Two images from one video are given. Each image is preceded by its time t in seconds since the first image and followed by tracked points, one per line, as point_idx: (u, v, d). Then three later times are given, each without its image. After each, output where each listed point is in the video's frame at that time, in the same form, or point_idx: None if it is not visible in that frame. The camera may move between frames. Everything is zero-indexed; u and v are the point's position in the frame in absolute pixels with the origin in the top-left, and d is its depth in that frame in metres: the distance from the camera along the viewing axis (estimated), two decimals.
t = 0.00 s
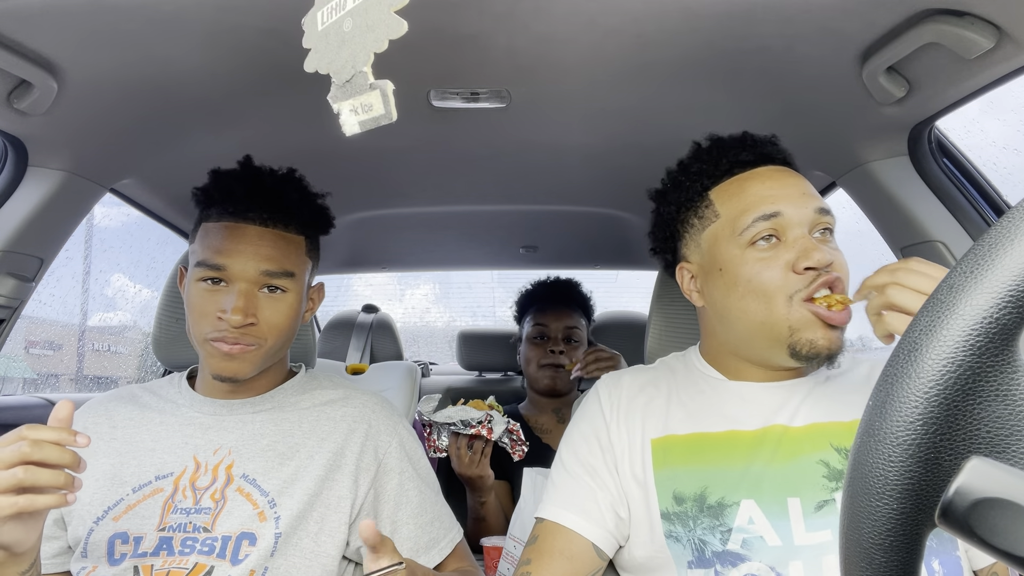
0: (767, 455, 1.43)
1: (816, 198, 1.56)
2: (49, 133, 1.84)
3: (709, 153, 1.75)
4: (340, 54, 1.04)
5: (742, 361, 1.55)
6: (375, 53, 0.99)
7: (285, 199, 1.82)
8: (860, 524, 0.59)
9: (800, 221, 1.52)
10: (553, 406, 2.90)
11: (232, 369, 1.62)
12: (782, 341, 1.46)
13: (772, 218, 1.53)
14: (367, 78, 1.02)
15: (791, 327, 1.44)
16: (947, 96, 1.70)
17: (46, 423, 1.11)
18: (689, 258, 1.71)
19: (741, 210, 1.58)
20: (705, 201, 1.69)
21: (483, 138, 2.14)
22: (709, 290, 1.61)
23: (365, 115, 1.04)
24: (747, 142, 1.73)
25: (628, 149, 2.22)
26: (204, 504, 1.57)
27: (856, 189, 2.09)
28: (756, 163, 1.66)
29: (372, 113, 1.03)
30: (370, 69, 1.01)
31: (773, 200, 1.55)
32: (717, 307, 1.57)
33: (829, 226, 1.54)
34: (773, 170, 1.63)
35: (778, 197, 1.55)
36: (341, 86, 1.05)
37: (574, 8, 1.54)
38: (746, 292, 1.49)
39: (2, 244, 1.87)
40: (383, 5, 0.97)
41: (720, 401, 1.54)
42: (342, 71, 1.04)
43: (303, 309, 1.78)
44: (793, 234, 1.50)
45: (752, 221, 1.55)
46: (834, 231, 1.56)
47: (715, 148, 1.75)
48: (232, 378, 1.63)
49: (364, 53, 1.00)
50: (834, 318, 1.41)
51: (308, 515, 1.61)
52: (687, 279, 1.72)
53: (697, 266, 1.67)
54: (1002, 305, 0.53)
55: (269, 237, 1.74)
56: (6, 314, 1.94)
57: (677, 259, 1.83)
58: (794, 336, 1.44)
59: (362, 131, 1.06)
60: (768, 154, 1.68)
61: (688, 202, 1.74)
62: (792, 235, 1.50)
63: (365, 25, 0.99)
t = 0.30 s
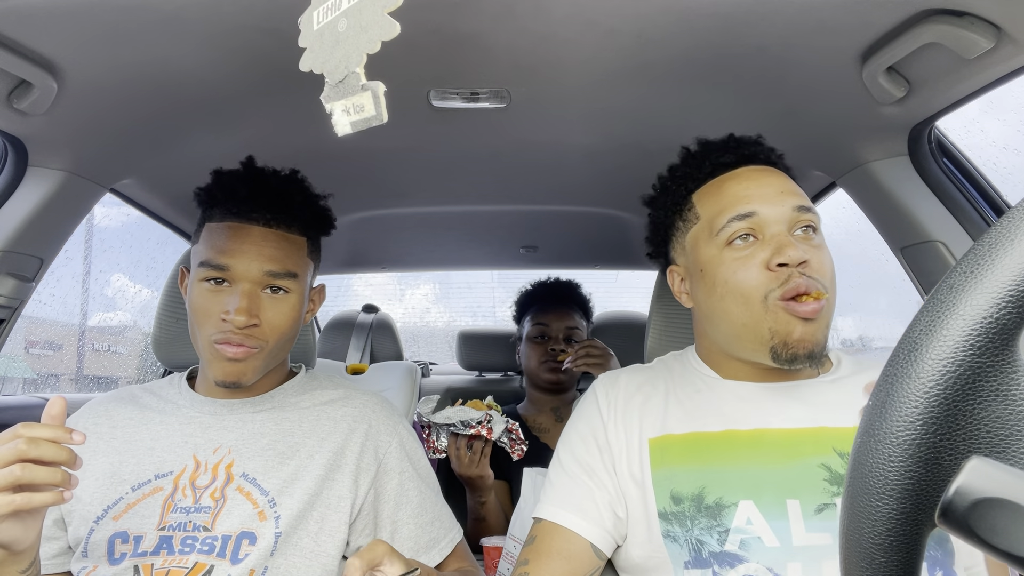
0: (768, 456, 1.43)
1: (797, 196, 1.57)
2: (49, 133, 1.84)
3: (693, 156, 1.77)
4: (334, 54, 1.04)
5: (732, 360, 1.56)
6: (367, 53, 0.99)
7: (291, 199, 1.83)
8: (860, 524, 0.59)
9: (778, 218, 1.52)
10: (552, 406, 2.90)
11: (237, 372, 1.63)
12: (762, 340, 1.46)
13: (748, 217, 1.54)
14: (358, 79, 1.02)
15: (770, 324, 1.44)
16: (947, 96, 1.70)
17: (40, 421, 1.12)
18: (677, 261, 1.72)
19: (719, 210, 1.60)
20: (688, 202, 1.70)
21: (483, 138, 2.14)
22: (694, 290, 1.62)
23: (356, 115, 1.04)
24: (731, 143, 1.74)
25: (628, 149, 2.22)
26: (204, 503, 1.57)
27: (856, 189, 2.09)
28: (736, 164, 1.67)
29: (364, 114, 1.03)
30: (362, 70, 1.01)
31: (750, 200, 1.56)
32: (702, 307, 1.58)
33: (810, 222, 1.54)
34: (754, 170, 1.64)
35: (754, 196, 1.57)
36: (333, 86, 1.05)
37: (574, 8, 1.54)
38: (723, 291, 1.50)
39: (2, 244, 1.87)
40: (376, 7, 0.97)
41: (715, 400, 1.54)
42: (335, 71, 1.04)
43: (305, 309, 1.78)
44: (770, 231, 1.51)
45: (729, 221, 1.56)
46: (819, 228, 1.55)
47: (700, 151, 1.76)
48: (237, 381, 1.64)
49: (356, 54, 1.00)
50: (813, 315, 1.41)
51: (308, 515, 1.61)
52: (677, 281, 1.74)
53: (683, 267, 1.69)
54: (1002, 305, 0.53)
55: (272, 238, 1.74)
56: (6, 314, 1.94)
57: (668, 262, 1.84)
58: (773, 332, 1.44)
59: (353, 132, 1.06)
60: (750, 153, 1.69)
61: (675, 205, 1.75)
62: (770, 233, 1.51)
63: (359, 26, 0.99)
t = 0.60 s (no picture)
0: (765, 455, 1.43)
1: (792, 195, 1.56)
2: (49, 133, 1.84)
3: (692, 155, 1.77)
4: (344, 56, 1.04)
5: (730, 358, 1.56)
6: (380, 54, 0.99)
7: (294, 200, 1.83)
8: (860, 524, 0.59)
9: (773, 218, 1.52)
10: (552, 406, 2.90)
11: (258, 382, 1.64)
12: (756, 334, 1.46)
13: (742, 216, 1.54)
14: (373, 81, 1.01)
15: (763, 321, 1.44)
16: (947, 96, 1.70)
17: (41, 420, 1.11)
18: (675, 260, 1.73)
19: (714, 209, 1.60)
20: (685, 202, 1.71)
21: (483, 138, 2.14)
22: (691, 289, 1.62)
23: (371, 116, 1.04)
24: (730, 143, 1.74)
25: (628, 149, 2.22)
26: (204, 502, 1.57)
27: (856, 188, 2.09)
28: (732, 163, 1.67)
29: (379, 115, 1.03)
30: (374, 71, 1.01)
31: (744, 199, 1.57)
32: (699, 307, 1.58)
33: (806, 223, 1.53)
34: (749, 170, 1.64)
35: (748, 195, 1.57)
36: (345, 88, 1.05)
37: (574, 8, 1.54)
38: (718, 291, 1.50)
39: (2, 244, 1.87)
40: (387, 8, 0.97)
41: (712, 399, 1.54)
42: (347, 73, 1.04)
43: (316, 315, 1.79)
44: (765, 231, 1.51)
45: (723, 220, 1.56)
46: (815, 226, 1.55)
47: (699, 150, 1.76)
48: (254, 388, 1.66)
49: (368, 54, 1.00)
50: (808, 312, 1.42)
51: (307, 514, 1.61)
52: (675, 280, 1.74)
53: (680, 267, 1.69)
54: (1003, 305, 0.53)
55: (292, 250, 1.73)
56: (6, 314, 1.94)
57: (667, 262, 1.84)
58: (767, 329, 1.44)
59: (366, 132, 1.07)
60: (746, 152, 1.69)
61: (673, 206, 1.75)
62: (765, 232, 1.51)
63: (369, 27, 0.99)
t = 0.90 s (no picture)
0: (767, 455, 1.43)
1: (782, 195, 1.57)
2: (49, 133, 1.84)
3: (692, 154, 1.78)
4: (331, 52, 1.04)
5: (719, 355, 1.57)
6: (365, 53, 1.00)
7: (298, 199, 1.82)
8: (860, 524, 0.59)
9: (758, 218, 1.54)
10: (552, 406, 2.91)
11: (279, 387, 1.64)
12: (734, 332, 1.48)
13: (727, 215, 1.56)
14: (356, 78, 1.02)
15: (740, 319, 1.46)
16: (947, 96, 1.70)
17: (51, 427, 1.11)
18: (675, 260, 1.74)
19: (702, 208, 1.62)
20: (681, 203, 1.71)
21: (482, 138, 2.14)
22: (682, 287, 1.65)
23: (353, 114, 1.04)
24: (729, 143, 1.74)
25: (628, 149, 2.22)
26: (206, 502, 1.57)
27: (856, 189, 2.09)
28: (729, 164, 1.68)
29: (361, 113, 1.04)
30: (359, 69, 1.01)
31: (729, 199, 1.58)
32: (688, 304, 1.60)
33: (795, 223, 1.53)
34: (744, 169, 1.65)
35: (734, 195, 1.59)
36: (330, 84, 1.05)
37: (573, 8, 1.54)
38: (701, 289, 1.53)
39: (2, 244, 1.87)
40: (375, 7, 0.97)
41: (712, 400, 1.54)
42: (332, 70, 1.04)
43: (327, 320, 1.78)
44: (749, 230, 1.53)
45: (707, 219, 1.58)
46: (806, 225, 1.55)
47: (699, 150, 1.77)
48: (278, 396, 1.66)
49: (353, 52, 1.00)
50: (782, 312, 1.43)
51: (308, 515, 1.61)
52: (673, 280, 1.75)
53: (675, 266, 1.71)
54: (1002, 306, 0.53)
55: (306, 258, 1.72)
56: (6, 314, 1.94)
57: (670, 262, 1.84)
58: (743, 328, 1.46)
59: (349, 131, 1.07)
60: (745, 151, 1.70)
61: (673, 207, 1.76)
62: (749, 232, 1.53)
63: (358, 25, 0.99)
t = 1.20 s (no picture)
0: (766, 454, 1.43)
1: (781, 192, 1.58)
2: (50, 133, 1.84)
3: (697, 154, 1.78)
4: (340, 54, 1.04)
5: (718, 352, 1.58)
6: (377, 53, 1.00)
7: (299, 202, 1.81)
8: (860, 524, 0.59)
9: (755, 214, 1.55)
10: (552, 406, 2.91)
11: (273, 392, 1.63)
12: (730, 326, 1.49)
13: (725, 211, 1.57)
14: (368, 79, 1.02)
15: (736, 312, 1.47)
16: (947, 96, 1.70)
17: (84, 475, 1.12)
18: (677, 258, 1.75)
19: (701, 205, 1.63)
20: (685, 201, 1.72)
21: (483, 138, 2.14)
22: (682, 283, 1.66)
23: (366, 114, 1.05)
24: (735, 143, 1.74)
25: (628, 149, 2.22)
26: (201, 501, 1.56)
27: (856, 189, 2.09)
28: (733, 163, 1.68)
29: (374, 113, 1.04)
30: (371, 69, 1.01)
31: (728, 195, 1.59)
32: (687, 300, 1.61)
33: (793, 220, 1.54)
34: (746, 167, 1.66)
35: (733, 191, 1.59)
36: (341, 86, 1.05)
37: (574, 8, 1.54)
38: (699, 285, 1.54)
39: (2, 244, 1.87)
40: (387, 7, 0.98)
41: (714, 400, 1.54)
42: (344, 71, 1.04)
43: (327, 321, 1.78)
44: (747, 226, 1.54)
45: (705, 215, 1.60)
46: (805, 223, 1.56)
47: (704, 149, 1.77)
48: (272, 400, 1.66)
49: (365, 53, 1.01)
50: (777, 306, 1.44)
51: (306, 516, 1.61)
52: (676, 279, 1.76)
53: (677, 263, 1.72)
54: (1001, 305, 0.53)
55: (306, 262, 1.72)
56: (6, 314, 1.94)
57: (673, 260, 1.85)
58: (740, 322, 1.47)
59: (362, 131, 1.07)
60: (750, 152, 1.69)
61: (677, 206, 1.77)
62: (747, 228, 1.54)
63: (368, 25, 1.00)
